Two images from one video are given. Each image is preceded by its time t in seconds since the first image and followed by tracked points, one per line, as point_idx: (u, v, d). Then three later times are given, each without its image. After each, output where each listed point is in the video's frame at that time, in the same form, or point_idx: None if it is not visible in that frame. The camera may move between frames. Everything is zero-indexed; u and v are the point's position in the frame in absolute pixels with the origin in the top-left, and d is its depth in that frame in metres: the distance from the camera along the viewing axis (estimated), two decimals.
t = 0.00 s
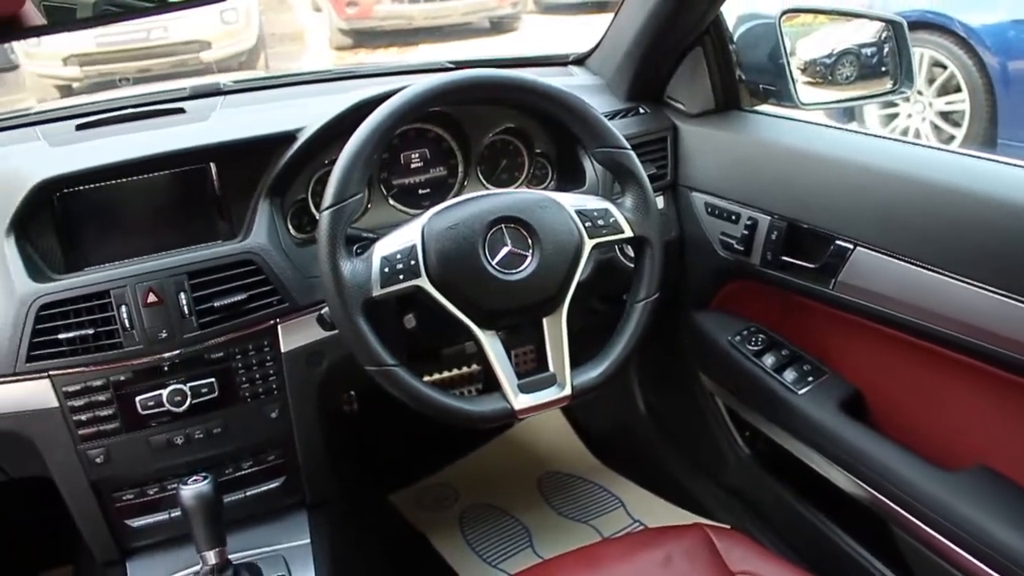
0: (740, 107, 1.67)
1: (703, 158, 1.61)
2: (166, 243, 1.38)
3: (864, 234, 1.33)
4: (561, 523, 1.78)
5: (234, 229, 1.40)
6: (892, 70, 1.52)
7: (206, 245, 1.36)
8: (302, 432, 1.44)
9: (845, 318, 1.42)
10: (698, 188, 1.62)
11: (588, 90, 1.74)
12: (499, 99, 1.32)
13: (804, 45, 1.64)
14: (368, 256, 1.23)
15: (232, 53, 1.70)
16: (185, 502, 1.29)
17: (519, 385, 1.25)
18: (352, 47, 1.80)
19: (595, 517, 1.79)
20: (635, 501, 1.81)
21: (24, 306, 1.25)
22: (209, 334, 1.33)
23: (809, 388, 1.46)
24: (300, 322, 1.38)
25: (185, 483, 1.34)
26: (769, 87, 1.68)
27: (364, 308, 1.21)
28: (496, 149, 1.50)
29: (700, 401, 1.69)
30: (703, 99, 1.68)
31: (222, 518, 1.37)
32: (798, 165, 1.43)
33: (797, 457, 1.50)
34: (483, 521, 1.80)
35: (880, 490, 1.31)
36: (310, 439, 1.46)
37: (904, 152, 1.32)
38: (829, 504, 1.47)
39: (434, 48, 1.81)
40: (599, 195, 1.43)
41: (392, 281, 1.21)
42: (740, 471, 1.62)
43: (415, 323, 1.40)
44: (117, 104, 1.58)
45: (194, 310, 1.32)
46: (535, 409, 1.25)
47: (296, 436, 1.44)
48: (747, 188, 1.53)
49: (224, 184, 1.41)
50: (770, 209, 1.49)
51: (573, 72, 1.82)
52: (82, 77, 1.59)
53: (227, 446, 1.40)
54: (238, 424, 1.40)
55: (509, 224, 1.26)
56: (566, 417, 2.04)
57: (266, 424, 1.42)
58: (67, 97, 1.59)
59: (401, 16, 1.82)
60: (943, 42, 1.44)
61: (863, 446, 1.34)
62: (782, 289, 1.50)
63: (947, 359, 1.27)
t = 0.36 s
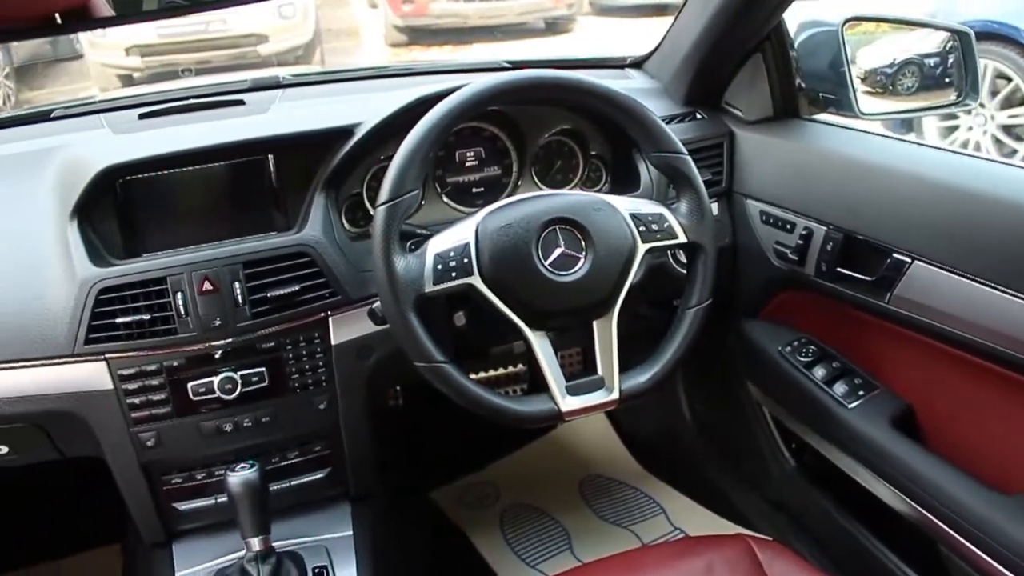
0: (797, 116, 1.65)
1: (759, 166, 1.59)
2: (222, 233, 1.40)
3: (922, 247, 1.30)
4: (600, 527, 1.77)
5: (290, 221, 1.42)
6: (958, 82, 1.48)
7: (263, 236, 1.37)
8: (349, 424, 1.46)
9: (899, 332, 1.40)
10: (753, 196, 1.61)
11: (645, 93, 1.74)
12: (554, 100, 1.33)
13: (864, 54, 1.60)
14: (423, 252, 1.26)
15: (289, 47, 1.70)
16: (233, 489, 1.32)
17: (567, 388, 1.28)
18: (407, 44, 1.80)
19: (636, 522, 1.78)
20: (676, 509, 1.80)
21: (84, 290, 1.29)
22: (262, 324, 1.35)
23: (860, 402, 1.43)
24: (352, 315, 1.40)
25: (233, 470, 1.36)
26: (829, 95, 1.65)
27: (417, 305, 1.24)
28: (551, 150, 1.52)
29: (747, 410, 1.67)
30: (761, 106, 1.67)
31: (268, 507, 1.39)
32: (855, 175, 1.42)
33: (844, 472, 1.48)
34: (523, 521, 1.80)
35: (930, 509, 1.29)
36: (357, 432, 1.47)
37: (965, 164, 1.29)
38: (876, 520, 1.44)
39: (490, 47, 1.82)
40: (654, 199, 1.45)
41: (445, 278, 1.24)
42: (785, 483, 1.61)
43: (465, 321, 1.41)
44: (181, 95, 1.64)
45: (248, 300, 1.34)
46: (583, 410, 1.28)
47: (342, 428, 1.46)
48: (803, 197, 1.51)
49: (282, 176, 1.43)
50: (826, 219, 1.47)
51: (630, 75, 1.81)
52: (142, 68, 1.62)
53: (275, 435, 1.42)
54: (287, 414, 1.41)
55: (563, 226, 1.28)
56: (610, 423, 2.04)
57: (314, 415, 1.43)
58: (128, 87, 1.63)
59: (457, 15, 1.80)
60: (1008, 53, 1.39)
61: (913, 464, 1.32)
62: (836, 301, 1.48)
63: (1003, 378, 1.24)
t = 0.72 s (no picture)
0: (858, 126, 1.63)
1: (818, 176, 1.57)
2: (279, 225, 1.42)
3: (984, 264, 1.27)
4: (641, 532, 1.77)
5: (344, 215, 1.44)
6: None
7: (318, 228, 1.39)
8: (396, 420, 1.47)
9: (957, 349, 1.37)
10: (810, 206, 1.59)
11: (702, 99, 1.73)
12: (611, 102, 1.33)
13: (927, 66, 1.56)
14: (477, 250, 1.29)
15: (344, 44, 1.72)
16: (279, 478, 1.34)
17: (616, 392, 1.29)
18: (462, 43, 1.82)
19: (677, 530, 1.77)
20: (718, 518, 1.79)
21: (143, 275, 1.32)
22: (314, 315, 1.36)
23: (912, 419, 1.41)
24: (404, 310, 1.40)
25: (281, 459, 1.38)
26: (891, 105, 1.61)
27: (469, 301, 1.27)
28: (607, 153, 1.54)
29: (795, 421, 1.66)
30: (820, 117, 1.64)
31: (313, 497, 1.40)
32: (915, 188, 1.39)
33: (892, 490, 1.46)
34: (563, 523, 1.80)
35: (981, 531, 1.26)
36: (403, 427, 1.48)
37: None
38: (924, 540, 1.42)
39: (545, 48, 1.83)
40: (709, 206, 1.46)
41: (498, 277, 1.27)
42: (831, 497, 1.59)
43: (516, 321, 1.42)
44: (239, 86, 1.66)
45: (301, 291, 1.35)
46: (631, 414, 1.30)
47: (388, 422, 1.47)
48: (861, 209, 1.49)
49: (339, 170, 1.44)
50: (884, 232, 1.44)
51: (688, 79, 1.79)
52: (201, 59, 1.66)
53: (324, 426, 1.43)
54: (335, 406, 1.42)
55: (618, 229, 1.30)
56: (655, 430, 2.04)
57: (362, 409, 1.44)
58: (186, 77, 1.68)
59: (513, 15, 1.79)
60: None
61: (965, 484, 1.29)
62: (892, 315, 1.45)
63: None
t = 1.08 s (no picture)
0: (913, 136, 1.60)
1: (869, 186, 1.55)
2: (326, 219, 1.42)
3: None
4: (676, 539, 1.76)
5: (393, 211, 1.44)
6: None
7: (367, 224, 1.40)
8: (437, 418, 1.47)
9: (1008, 367, 1.33)
10: (860, 216, 1.57)
11: (754, 105, 1.71)
12: (662, 105, 1.32)
13: (986, 76, 1.52)
14: (524, 250, 1.30)
15: (393, 41, 1.72)
16: (320, 470, 1.35)
17: (658, 397, 1.30)
18: (509, 43, 1.81)
19: (713, 538, 1.76)
20: (755, 528, 1.77)
21: (193, 265, 1.34)
22: (359, 310, 1.37)
23: (959, 437, 1.38)
24: (448, 308, 1.41)
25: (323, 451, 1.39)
26: (948, 116, 1.58)
27: (515, 300, 1.28)
28: (656, 157, 1.55)
29: (837, 433, 1.64)
30: (874, 125, 1.62)
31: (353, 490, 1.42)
32: (969, 200, 1.36)
33: (936, 507, 1.43)
34: (598, 526, 1.80)
35: None
36: (445, 425, 1.49)
37: None
38: (967, 560, 1.39)
39: (595, 49, 1.82)
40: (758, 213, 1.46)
41: (545, 277, 1.28)
42: (872, 512, 1.57)
43: (560, 322, 1.44)
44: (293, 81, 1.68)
45: (348, 285, 1.36)
46: (673, 420, 1.30)
47: (430, 420, 1.47)
48: (913, 221, 1.46)
49: (389, 166, 1.45)
50: (936, 244, 1.41)
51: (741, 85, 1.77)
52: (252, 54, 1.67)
53: (366, 420, 1.45)
54: (377, 400, 1.43)
55: (666, 233, 1.30)
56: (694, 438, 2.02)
57: (403, 405, 1.45)
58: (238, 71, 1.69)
59: (563, 16, 1.78)
60: None
61: (1012, 504, 1.27)
62: (942, 330, 1.43)
63: None
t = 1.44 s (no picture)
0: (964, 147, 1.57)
1: (917, 196, 1.52)
2: (370, 215, 1.43)
3: None
4: (709, 546, 1.74)
5: (437, 210, 1.45)
6: None
7: (411, 221, 1.41)
8: (475, 416, 1.48)
9: None
10: (908, 227, 1.54)
11: (801, 111, 1.68)
12: (710, 110, 1.31)
13: None
14: (568, 251, 1.30)
15: (438, 39, 1.76)
16: (357, 463, 1.37)
17: (697, 403, 1.29)
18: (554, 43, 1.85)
19: (746, 547, 1.74)
20: (790, 539, 1.75)
21: (238, 257, 1.35)
22: (400, 306, 1.38)
23: (1003, 454, 1.36)
24: (489, 307, 1.41)
25: (360, 445, 1.40)
26: (1000, 128, 1.53)
27: (557, 301, 1.29)
28: (701, 161, 1.54)
29: (877, 446, 1.62)
30: (924, 135, 1.60)
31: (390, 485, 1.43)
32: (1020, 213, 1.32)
33: (977, 525, 1.41)
34: (631, 529, 1.80)
35: None
36: (482, 424, 1.49)
37: None
38: None
39: (638, 52, 1.83)
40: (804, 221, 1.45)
41: (587, 279, 1.29)
42: (911, 527, 1.54)
43: (601, 324, 1.44)
44: (341, 77, 1.70)
45: (390, 281, 1.37)
46: (713, 426, 1.29)
47: (468, 418, 1.48)
48: (962, 233, 1.43)
49: (434, 164, 1.46)
50: (985, 258, 1.38)
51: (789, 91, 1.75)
52: (298, 48, 1.73)
53: (404, 416, 1.45)
54: (415, 397, 1.44)
55: (711, 239, 1.30)
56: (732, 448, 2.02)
57: (442, 402, 1.46)
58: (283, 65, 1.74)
59: (608, 18, 1.80)
60: None
61: None
62: (989, 345, 1.40)
63: None
